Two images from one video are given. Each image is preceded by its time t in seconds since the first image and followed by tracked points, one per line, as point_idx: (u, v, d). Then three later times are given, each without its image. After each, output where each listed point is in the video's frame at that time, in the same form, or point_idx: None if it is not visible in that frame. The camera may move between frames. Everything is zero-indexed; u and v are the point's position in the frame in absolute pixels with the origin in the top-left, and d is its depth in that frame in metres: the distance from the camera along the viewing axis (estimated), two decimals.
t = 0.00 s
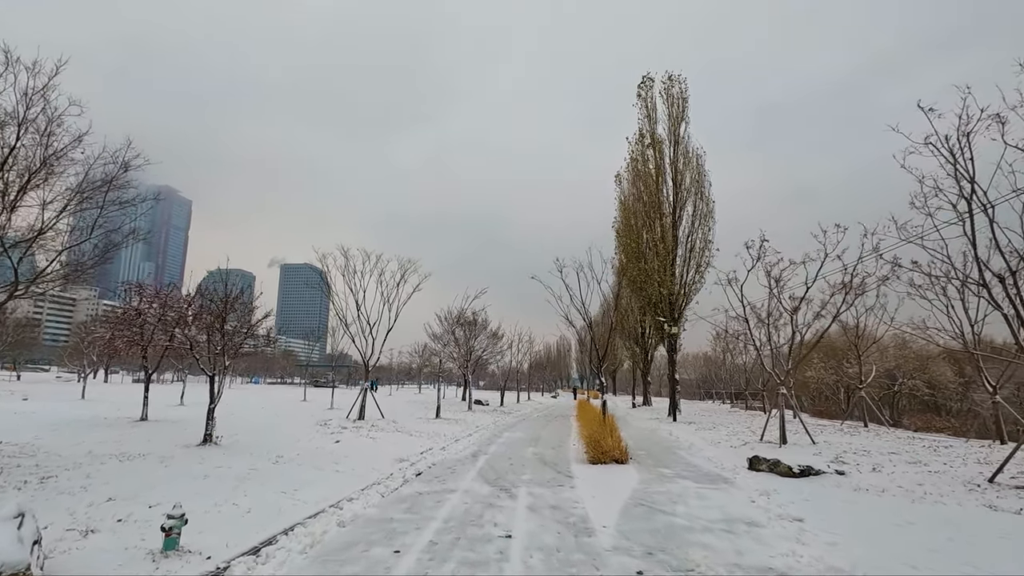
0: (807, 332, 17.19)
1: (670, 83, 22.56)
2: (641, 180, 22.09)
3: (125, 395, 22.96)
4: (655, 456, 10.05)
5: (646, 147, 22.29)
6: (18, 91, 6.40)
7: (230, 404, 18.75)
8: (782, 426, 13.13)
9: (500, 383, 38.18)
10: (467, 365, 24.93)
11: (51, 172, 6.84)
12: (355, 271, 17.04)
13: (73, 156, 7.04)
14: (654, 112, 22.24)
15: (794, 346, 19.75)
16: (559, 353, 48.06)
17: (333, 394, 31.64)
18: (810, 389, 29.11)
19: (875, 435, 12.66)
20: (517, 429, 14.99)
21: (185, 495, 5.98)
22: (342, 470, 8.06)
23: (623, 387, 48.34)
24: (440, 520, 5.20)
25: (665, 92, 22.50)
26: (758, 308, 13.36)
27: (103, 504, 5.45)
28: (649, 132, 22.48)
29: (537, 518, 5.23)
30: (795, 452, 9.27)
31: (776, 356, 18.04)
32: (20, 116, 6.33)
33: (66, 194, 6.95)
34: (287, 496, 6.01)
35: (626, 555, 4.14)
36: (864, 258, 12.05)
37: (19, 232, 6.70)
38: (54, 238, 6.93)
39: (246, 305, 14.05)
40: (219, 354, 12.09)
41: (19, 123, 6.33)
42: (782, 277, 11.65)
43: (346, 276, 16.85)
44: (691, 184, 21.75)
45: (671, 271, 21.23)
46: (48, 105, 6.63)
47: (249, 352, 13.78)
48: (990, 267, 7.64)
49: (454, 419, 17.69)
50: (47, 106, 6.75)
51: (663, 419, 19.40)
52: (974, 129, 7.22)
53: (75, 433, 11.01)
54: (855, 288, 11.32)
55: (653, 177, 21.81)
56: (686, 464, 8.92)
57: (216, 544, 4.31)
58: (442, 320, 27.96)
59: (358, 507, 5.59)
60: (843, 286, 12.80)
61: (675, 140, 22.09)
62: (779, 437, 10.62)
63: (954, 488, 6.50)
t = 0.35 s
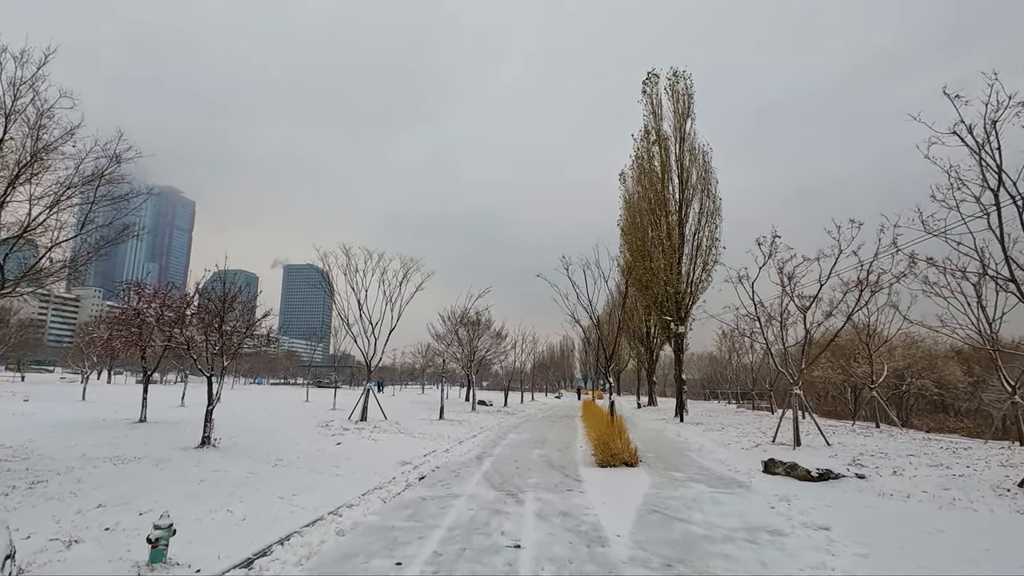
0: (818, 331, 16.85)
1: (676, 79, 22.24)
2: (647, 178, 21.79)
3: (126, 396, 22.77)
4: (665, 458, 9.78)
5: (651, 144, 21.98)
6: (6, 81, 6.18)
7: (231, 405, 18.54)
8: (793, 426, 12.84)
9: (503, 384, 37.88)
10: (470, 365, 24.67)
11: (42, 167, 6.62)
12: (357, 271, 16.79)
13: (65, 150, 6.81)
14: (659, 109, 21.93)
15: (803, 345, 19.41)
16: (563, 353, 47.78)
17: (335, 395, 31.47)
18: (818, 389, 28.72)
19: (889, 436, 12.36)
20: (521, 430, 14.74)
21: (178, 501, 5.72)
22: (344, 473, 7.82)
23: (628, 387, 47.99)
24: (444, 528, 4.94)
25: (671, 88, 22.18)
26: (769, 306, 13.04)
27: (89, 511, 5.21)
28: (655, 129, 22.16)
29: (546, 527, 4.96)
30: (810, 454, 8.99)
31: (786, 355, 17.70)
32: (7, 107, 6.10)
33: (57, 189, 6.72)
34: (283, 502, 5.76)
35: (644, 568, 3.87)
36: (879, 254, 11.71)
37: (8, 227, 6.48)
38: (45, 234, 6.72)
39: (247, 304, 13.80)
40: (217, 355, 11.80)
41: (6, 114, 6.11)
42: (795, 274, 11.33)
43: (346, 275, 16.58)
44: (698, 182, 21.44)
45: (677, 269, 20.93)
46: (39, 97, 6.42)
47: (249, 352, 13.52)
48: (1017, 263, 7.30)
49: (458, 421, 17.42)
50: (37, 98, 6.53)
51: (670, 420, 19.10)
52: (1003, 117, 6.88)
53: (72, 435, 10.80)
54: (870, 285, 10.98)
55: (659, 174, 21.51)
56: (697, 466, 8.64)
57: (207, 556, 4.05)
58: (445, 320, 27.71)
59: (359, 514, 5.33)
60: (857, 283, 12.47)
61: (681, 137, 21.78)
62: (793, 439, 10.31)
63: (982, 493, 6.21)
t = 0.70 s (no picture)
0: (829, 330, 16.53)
1: (682, 76, 21.93)
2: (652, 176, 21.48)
3: (126, 397, 22.54)
4: (677, 461, 9.48)
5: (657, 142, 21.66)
6: None
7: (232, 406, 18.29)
8: (805, 428, 12.52)
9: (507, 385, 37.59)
10: (474, 366, 24.40)
11: (31, 159, 6.38)
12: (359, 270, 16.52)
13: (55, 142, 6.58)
14: (664, 106, 21.64)
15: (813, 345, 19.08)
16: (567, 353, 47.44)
17: (338, 396, 31.22)
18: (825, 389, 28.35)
19: (905, 438, 12.01)
20: (526, 432, 14.44)
21: (171, 508, 5.46)
22: (345, 477, 7.55)
23: (632, 387, 47.63)
24: (450, 538, 4.67)
25: (676, 85, 21.88)
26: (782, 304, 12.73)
27: (77, 520, 4.95)
28: (661, 126, 21.85)
29: (558, 536, 4.68)
30: (827, 457, 8.67)
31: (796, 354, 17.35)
32: None
33: (47, 183, 6.47)
34: (281, 509, 5.49)
35: None
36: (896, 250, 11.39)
37: None
38: (35, 229, 6.46)
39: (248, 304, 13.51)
40: (214, 354, 11.42)
41: None
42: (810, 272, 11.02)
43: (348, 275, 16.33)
44: (704, 179, 21.13)
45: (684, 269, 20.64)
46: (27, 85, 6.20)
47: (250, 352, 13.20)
48: None
49: (462, 423, 17.14)
50: (27, 88, 6.31)
51: (677, 421, 18.80)
52: None
53: (69, 438, 10.56)
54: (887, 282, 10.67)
55: (665, 172, 21.21)
56: (711, 470, 8.33)
57: (197, 569, 3.78)
58: (448, 321, 27.45)
59: (359, 523, 5.06)
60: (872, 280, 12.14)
61: (686, 134, 21.47)
62: (808, 441, 10.01)
63: (1015, 500, 5.90)
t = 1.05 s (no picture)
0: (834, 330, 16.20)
1: (682, 73, 21.70)
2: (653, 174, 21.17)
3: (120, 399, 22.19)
4: (681, 465, 9.20)
5: (657, 140, 21.37)
6: None
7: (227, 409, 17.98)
8: (811, 431, 12.24)
9: (506, 387, 37.26)
10: (473, 367, 24.11)
11: (9, 148, 6.11)
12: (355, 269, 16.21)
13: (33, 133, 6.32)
14: (665, 104, 21.39)
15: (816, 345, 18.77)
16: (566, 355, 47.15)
17: (336, 398, 30.91)
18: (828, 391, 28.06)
19: (914, 440, 11.72)
20: (527, 435, 14.14)
21: (153, 515, 5.17)
22: (338, 482, 7.25)
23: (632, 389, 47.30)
24: (447, 547, 4.39)
25: (677, 82, 21.63)
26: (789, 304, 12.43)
27: (50, 529, 4.66)
28: (661, 124, 21.58)
29: (562, 545, 4.39)
30: (837, 460, 8.41)
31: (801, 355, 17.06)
32: None
33: (25, 174, 6.19)
34: (269, 516, 5.20)
35: None
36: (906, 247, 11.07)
37: None
38: (12, 223, 6.15)
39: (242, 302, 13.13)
40: (204, 354, 11.03)
41: None
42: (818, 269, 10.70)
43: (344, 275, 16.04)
44: (706, 178, 20.89)
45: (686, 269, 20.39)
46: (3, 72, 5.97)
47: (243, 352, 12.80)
48: None
49: (461, 425, 16.85)
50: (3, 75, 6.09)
51: (679, 422, 18.52)
52: None
53: (56, 441, 10.26)
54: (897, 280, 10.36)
55: (666, 171, 20.94)
56: (718, 474, 8.04)
57: None
58: (447, 321, 27.15)
59: (351, 531, 4.76)
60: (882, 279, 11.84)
61: (687, 132, 21.23)
62: (815, 443, 9.75)
63: None
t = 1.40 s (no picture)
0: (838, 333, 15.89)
1: (683, 74, 21.50)
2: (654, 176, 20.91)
3: (112, 404, 21.77)
4: (687, 472, 8.89)
5: (658, 141, 21.12)
6: None
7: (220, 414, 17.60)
8: (818, 436, 11.93)
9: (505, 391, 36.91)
10: (471, 371, 23.78)
11: None
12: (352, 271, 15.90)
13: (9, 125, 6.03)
14: (666, 105, 21.17)
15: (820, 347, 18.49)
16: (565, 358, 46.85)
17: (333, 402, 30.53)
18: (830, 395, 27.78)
19: (923, 446, 11.43)
20: (526, 440, 13.80)
21: (130, 529, 4.85)
22: (330, 492, 6.94)
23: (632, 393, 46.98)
24: (443, 565, 4.08)
25: (678, 83, 21.43)
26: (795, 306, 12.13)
27: (16, 545, 4.33)
28: (662, 126, 21.35)
29: (568, 564, 4.09)
30: (850, 468, 8.11)
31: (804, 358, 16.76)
32: None
33: None
34: (255, 530, 4.89)
35: None
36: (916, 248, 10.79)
37: None
38: None
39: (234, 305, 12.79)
40: (194, 358, 10.67)
41: None
42: (826, 270, 10.39)
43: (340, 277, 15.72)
44: (707, 180, 20.66)
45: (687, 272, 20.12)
46: None
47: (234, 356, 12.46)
48: None
49: (458, 430, 16.53)
50: None
51: (681, 427, 18.22)
52: None
53: (39, 447, 9.91)
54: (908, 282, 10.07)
55: (666, 173, 20.70)
56: (727, 482, 7.71)
57: None
58: (445, 324, 26.83)
59: (339, 548, 4.44)
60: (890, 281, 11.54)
61: (688, 133, 21.02)
62: (825, 449, 9.45)
63: None
